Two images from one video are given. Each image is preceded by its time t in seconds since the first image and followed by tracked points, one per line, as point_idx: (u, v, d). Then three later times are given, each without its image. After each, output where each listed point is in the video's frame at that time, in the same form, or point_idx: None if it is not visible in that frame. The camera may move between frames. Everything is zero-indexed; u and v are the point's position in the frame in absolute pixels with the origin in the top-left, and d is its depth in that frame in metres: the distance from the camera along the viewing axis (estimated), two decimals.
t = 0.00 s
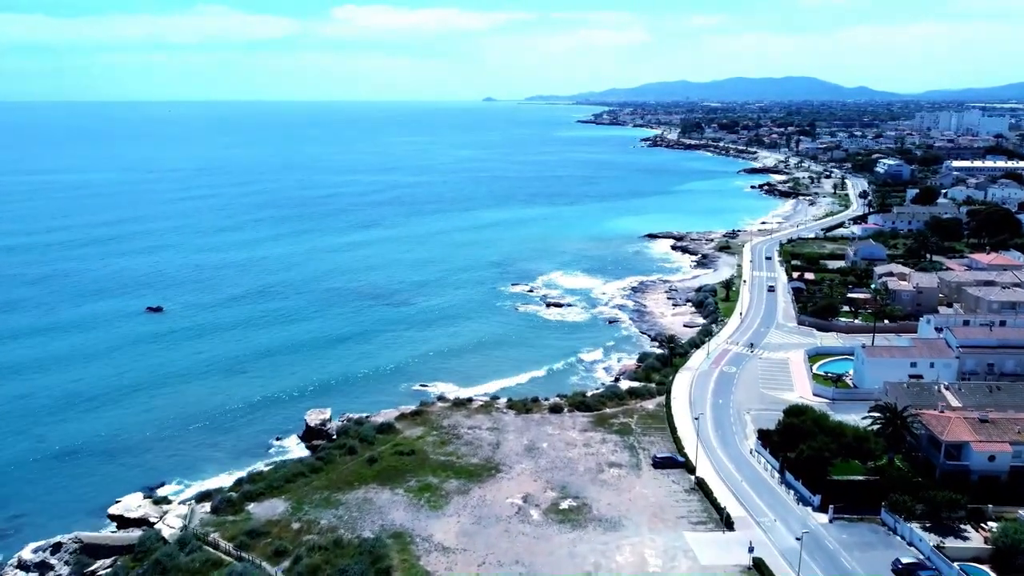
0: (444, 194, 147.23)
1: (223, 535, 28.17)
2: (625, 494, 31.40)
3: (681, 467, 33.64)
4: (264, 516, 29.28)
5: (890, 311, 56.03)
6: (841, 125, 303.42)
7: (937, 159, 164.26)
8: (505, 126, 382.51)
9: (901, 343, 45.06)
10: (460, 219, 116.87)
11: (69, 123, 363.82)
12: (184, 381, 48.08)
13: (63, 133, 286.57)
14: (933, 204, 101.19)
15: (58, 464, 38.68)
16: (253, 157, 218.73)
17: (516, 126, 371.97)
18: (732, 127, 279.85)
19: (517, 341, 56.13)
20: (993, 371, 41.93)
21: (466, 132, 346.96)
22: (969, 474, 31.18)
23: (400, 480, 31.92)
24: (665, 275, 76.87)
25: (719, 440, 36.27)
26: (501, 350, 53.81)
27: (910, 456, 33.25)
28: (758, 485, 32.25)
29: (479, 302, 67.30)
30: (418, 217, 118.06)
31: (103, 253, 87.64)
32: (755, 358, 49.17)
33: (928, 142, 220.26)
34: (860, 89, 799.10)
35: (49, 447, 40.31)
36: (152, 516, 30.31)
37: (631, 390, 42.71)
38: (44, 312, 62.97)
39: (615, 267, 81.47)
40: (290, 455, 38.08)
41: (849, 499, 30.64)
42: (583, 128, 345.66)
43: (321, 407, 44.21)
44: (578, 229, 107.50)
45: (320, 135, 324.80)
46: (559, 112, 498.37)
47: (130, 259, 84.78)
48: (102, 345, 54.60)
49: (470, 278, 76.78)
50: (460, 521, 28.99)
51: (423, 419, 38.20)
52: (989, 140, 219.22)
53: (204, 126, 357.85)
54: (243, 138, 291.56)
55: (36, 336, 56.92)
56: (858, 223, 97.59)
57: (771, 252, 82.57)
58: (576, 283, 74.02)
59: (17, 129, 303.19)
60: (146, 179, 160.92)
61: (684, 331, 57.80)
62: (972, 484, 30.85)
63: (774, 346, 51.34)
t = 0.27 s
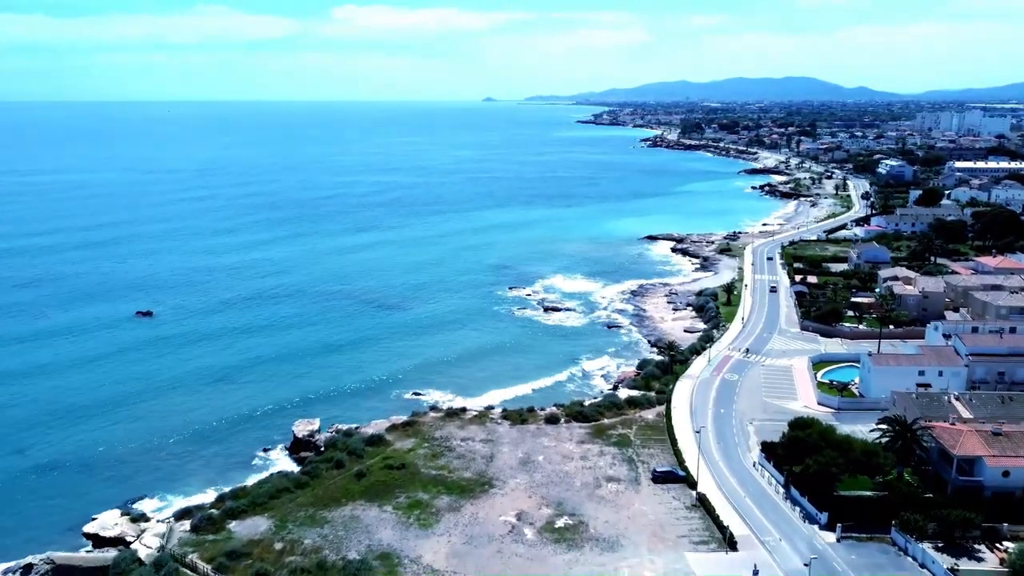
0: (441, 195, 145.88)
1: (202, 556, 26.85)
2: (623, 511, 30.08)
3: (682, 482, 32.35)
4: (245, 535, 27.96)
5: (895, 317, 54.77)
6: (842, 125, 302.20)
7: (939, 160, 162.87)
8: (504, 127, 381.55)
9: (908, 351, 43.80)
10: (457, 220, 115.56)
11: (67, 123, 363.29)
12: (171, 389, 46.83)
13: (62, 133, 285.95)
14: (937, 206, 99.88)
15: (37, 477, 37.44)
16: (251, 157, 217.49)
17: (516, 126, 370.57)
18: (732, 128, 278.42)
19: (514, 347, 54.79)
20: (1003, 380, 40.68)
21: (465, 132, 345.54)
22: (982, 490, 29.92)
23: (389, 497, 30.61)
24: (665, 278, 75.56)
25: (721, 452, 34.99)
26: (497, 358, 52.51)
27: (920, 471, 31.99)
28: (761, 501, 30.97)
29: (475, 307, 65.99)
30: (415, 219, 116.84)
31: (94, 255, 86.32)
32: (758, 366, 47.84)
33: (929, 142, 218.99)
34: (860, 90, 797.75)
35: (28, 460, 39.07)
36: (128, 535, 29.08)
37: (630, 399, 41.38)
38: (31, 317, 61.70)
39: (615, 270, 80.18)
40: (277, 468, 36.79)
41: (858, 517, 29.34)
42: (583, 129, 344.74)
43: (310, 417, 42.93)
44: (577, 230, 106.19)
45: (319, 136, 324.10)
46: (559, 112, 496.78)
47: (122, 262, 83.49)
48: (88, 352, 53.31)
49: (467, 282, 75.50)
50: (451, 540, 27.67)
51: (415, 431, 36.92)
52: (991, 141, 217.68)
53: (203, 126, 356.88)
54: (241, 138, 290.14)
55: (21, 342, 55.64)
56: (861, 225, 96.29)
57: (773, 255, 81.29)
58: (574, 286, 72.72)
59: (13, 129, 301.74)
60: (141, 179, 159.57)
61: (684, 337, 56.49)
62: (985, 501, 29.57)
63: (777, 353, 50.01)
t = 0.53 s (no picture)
0: (440, 196, 144.57)
1: None
2: (621, 531, 28.69)
3: (683, 499, 30.96)
4: (223, 558, 26.51)
5: (901, 323, 53.39)
6: (843, 125, 300.72)
7: (942, 161, 161.41)
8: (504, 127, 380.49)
9: (917, 359, 42.39)
10: (455, 222, 114.22)
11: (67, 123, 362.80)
12: (157, 399, 45.57)
13: (58, 132, 285.14)
14: (941, 207, 98.47)
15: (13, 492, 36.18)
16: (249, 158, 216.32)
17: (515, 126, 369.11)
18: (733, 128, 276.93)
19: (510, 353, 53.47)
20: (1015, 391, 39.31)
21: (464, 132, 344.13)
22: (998, 509, 28.52)
23: (376, 515, 29.21)
24: (665, 282, 74.28)
25: (724, 467, 33.62)
26: (493, 365, 51.14)
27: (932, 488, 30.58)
28: (766, 520, 29.60)
29: (471, 311, 64.62)
30: (413, 221, 115.57)
31: (85, 257, 85.03)
32: (760, 374, 46.46)
33: (931, 143, 217.57)
34: (861, 90, 796.41)
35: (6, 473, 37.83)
36: (101, 557, 27.92)
37: (629, 409, 40.03)
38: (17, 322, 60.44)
39: (614, 272, 78.92)
40: (262, 483, 35.43)
41: (867, 538, 27.91)
42: (583, 129, 343.71)
43: (299, 428, 41.57)
44: (576, 232, 104.85)
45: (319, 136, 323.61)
46: (559, 111, 495.27)
47: (113, 264, 82.21)
48: (73, 359, 52.03)
49: (463, 285, 74.14)
50: (439, 563, 26.28)
51: (406, 444, 35.55)
52: (994, 141, 216.25)
53: (201, 126, 355.75)
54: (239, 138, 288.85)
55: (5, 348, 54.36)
56: (864, 227, 94.93)
57: (775, 257, 79.90)
58: (573, 290, 71.38)
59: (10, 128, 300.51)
60: (136, 180, 158.30)
61: (685, 342, 55.17)
62: (1001, 521, 28.17)
63: (780, 360, 48.62)
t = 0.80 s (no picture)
0: (439, 197, 143.52)
1: None
2: (619, 549, 27.45)
3: (684, 515, 29.70)
4: None
5: (907, 328, 52.19)
6: (843, 125, 299.67)
7: (944, 161, 160.28)
8: (504, 128, 379.55)
9: (924, 367, 41.19)
10: (453, 224, 113.07)
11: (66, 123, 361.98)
12: (143, 408, 44.39)
13: (56, 132, 284.21)
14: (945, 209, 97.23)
15: None
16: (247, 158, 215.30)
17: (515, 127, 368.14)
18: (733, 128, 275.86)
19: (507, 359, 52.29)
20: None
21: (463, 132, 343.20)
22: (1013, 526, 27.29)
23: (364, 533, 28.01)
24: (665, 285, 73.12)
25: (726, 481, 32.36)
26: (489, 372, 49.97)
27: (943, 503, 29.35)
28: (770, 537, 28.34)
29: (467, 316, 63.44)
30: (411, 222, 114.44)
31: (77, 259, 83.98)
32: (763, 381, 45.24)
33: (932, 143, 216.48)
34: (861, 90, 795.65)
35: None
36: None
37: (627, 419, 38.80)
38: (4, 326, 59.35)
39: (613, 275, 77.75)
40: (248, 497, 34.21)
41: (878, 558, 26.60)
42: (582, 130, 341.67)
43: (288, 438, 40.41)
44: (575, 234, 103.73)
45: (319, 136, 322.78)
46: (558, 111, 494.41)
47: (105, 266, 81.11)
48: (59, 365, 50.90)
49: (460, 288, 73.01)
50: None
51: (397, 455, 34.37)
52: (995, 141, 215.26)
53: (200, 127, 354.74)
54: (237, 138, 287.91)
55: None
56: (866, 229, 93.74)
57: (777, 260, 78.70)
58: (571, 293, 70.19)
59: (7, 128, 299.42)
60: (132, 180, 157.17)
61: (685, 348, 53.97)
62: (1017, 538, 26.93)
63: (783, 367, 47.40)
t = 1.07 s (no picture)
0: (436, 198, 142.33)
1: None
2: (616, 572, 26.14)
3: (685, 533, 28.36)
4: None
5: (913, 333, 50.91)
6: (844, 125, 298.38)
7: (946, 162, 159.01)
8: (504, 128, 378.53)
9: (933, 375, 39.91)
10: (450, 225, 112.04)
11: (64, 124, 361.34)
12: (128, 418, 43.14)
13: (52, 133, 283.10)
14: (948, 210, 95.97)
15: None
16: (244, 159, 214.15)
17: (514, 127, 367.05)
18: (733, 128, 274.68)
19: (503, 366, 51.04)
20: None
21: (462, 133, 342.31)
22: None
23: (348, 553, 26.68)
24: (666, 288, 71.87)
25: (728, 496, 31.06)
26: (484, 380, 48.71)
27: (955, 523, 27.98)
28: (775, 557, 27.01)
29: (463, 320, 62.16)
30: (408, 224, 113.19)
31: (68, 261, 82.87)
32: (766, 389, 43.95)
33: (934, 144, 215.20)
34: (860, 90, 795.02)
35: None
36: None
37: (626, 430, 37.52)
38: None
39: (612, 278, 76.50)
40: (231, 512, 32.92)
41: None
42: (582, 130, 340.71)
43: (275, 450, 39.15)
44: (574, 236, 102.49)
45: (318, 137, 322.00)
46: (558, 111, 493.30)
47: (95, 269, 79.96)
48: (43, 374, 49.80)
49: (456, 291, 71.85)
50: None
51: (386, 469, 33.07)
52: (996, 142, 214.06)
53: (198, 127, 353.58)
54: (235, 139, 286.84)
55: None
56: (869, 231, 92.44)
57: (779, 262, 77.43)
58: (569, 297, 68.95)
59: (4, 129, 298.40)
60: (128, 182, 156.18)
61: (685, 354, 52.72)
62: None
63: (786, 375, 46.13)
